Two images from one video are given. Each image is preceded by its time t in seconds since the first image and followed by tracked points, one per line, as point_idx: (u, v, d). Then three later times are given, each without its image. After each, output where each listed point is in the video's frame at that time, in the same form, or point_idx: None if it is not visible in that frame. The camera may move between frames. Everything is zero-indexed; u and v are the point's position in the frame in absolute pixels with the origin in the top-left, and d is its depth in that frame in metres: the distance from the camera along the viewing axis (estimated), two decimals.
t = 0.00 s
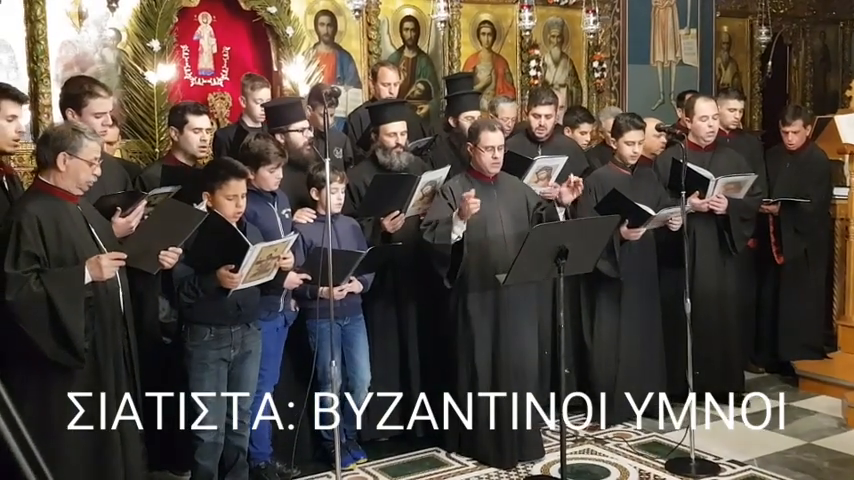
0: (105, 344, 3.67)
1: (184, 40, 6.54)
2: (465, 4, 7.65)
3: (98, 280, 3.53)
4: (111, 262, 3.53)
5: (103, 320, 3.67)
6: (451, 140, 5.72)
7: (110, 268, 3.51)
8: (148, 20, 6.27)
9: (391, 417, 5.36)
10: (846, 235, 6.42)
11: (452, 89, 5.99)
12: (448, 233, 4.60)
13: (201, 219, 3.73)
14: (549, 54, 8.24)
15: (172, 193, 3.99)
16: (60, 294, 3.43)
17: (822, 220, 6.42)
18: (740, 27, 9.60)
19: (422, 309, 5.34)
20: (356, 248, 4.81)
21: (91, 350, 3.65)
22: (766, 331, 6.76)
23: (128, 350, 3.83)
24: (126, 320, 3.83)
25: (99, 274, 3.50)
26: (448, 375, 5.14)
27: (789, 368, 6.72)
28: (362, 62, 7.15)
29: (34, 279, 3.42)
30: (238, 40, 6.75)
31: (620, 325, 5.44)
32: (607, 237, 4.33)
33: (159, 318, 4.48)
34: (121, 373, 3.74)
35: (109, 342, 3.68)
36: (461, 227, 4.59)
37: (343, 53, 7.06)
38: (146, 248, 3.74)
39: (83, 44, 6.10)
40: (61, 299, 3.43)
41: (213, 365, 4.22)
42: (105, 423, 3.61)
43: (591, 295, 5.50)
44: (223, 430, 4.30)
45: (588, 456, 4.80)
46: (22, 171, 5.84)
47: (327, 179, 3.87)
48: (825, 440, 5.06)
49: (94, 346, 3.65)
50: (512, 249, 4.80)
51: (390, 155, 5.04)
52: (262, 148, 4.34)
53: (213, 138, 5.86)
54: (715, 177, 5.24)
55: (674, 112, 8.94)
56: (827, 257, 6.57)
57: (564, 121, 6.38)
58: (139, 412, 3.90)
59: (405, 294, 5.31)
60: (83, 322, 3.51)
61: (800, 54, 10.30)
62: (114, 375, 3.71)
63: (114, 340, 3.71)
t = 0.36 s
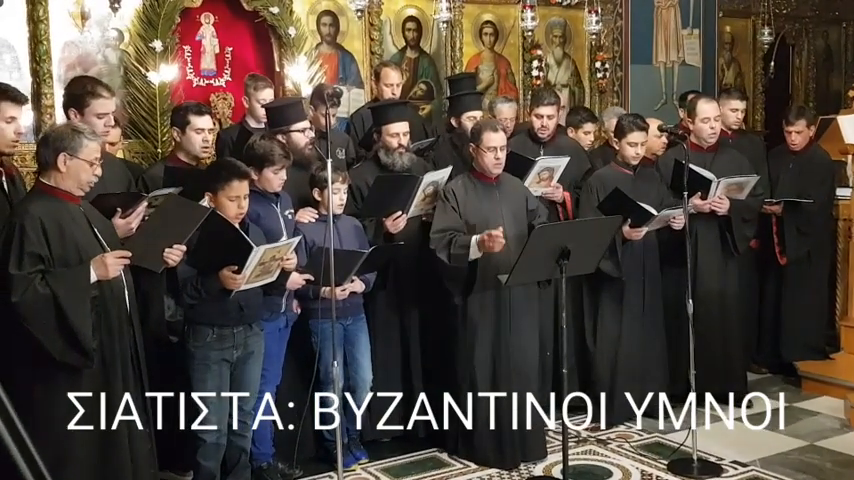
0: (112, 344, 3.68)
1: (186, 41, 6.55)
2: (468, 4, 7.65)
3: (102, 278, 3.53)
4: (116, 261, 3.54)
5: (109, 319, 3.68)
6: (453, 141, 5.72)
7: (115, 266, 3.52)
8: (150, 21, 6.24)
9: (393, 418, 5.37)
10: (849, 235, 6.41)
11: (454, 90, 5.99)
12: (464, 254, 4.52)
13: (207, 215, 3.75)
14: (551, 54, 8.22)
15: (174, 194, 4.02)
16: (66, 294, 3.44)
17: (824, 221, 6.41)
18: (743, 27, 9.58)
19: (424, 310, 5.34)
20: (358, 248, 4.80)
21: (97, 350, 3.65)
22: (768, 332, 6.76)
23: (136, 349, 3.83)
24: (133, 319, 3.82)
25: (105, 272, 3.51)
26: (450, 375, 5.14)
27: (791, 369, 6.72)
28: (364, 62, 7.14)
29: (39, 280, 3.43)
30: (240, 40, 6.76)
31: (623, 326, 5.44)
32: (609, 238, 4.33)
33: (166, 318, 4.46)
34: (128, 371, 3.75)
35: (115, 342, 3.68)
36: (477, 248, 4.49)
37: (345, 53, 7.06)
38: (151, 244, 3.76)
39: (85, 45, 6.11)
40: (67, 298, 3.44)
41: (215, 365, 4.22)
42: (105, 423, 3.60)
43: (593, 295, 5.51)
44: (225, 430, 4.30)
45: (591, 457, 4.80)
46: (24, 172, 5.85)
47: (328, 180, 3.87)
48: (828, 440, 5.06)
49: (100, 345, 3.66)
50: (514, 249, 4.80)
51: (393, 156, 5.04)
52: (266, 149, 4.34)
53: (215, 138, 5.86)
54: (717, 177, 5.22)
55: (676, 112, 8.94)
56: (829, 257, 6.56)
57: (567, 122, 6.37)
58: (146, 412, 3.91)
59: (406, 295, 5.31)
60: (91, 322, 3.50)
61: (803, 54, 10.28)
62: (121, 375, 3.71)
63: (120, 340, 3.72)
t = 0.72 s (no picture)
0: (114, 344, 3.68)
1: (188, 41, 6.53)
2: (469, 4, 7.65)
3: (103, 280, 3.53)
4: (117, 262, 3.53)
5: (111, 319, 3.68)
6: (454, 141, 5.71)
7: (115, 267, 3.51)
8: (152, 21, 6.25)
9: (394, 418, 5.37)
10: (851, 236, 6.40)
11: (456, 90, 5.99)
12: (470, 251, 4.54)
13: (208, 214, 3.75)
14: (553, 54, 8.21)
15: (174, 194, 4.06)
16: (67, 295, 3.44)
17: (826, 221, 6.41)
18: (745, 27, 9.57)
19: (426, 310, 5.34)
20: (362, 251, 4.81)
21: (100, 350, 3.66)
22: (770, 332, 6.76)
23: (138, 349, 3.84)
24: (135, 320, 3.83)
25: (105, 273, 3.50)
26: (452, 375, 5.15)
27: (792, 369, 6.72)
28: (366, 63, 7.14)
29: (39, 281, 3.43)
30: (241, 40, 6.73)
31: (625, 326, 5.43)
32: (611, 239, 4.34)
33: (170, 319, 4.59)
34: (130, 371, 3.75)
35: (117, 342, 3.69)
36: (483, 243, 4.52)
37: (347, 53, 7.06)
38: (155, 243, 3.75)
39: (87, 45, 6.11)
40: (68, 299, 3.44)
41: (216, 365, 4.22)
42: (105, 423, 3.60)
43: (596, 296, 5.52)
44: (226, 431, 4.31)
45: (592, 457, 4.80)
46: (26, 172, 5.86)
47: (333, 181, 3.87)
48: (830, 441, 5.06)
49: (102, 345, 3.66)
50: (517, 250, 4.79)
51: (394, 156, 5.04)
52: (271, 149, 4.35)
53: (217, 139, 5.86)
54: (719, 178, 5.22)
55: (678, 113, 8.94)
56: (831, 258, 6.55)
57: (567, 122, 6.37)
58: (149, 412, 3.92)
59: (408, 295, 5.31)
60: (91, 323, 3.50)
61: (805, 55, 10.27)
62: (123, 375, 3.72)
63: (123, 340, 3.72)
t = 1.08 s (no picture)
0: (115, 344, 3.68)
1: (190, 41, 6.53)
2: (471, 4, 7.65)
3: (105, 280, 3.53)
4: (118, 262, 3.53)
5: (111, 319, 3.68)
6: (456, 141, 5.71)
7: (117, 268, 3.51)
8: (154, 21, 6.25)
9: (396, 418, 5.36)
10: None
11: (457, 90, 5.98)
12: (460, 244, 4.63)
13: (209, 216, 3.75)
14: (554, 54, 8.21)
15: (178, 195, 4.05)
16: (68, 294, 3.44)
17: (828, 222, 6.40)
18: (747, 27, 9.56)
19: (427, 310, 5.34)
20: (364, 251, 4.81)
21: (100, 351, 3.66)
22: (772, 332, 6.75)
23: (139, 349, 3.84)
24: (136, 320, 3.84)
25: (106, 273, 3.50)
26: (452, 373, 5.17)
27: (794, 370, 6.71)
28: (368, 63, 7.15)
29: (40, 280, 3.42)
30: (243, 40, 6.73)
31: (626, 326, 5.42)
32: (613, 236, 4.34)
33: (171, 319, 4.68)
34: (130, 371, 3.75)
35: (118, 342, 3.69)
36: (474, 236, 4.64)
37: (349, 53, 7.06)
38: (156, 244, 3.74)
39: (89, 45, 6.11)
40: (68, 299, 3.44)
41: (217, 365, 4.23)
42: (105, 423, 3.60)
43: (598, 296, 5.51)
44: (228, 431, 4.31)
45: (594, 458, 4.80)
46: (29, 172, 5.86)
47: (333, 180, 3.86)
48: (831, 442, 5.05)
49: (103, 345, 3.66)
50: (518, 250, 4.80)
51: (396, 156, 5.02)
52: (275, 149, 4.36)
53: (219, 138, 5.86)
54: (721, 178, 5.22)
55: (679, 113, 8.95)
56: (834, 258, 6.54)
57: (569, 123, 6.37)
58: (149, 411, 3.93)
59: (410, 295, 5.31)
60: (91, 323, 3.50)
61: (807, 55, 10.25)
62: (124, 375, 3.72)
63: (123, 340, 3.72)
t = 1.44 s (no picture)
0: (115, 345, 3.69)
1: (191, 42, 6.54)
2: (473, 5, 7.65)
3: (105, 281, 3.54)
4: (118, 263, 3.54)
5: (111, 320, 3.69)
6: (457, 142, 5.72)
7: (116, 269, 3.52)
8: (155, 21, 6.25)
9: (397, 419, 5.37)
10: None
11: (458, 91, 5.99)
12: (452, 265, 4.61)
13: (210, 218, 3.75)
14: (555, 55, 8.21)
15: (180, 196, 4.06)
16: (67, 295, 3.45)
17: (829, 222, 6.40)
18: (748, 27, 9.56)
19: (428, 311, 5.34)
20: (364, 252, 4.82)
21: (100, 351, 3.66)
22: (773, 333, 6.75)
23: (138, 349, 3.85)
24: (136, 321, 3.85)
25: (106, 275, 3.52)
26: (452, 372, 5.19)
27: (795, 370, 6.71)
28: (369, 63, 7.15)
29: (40, 281, 3.43)
30: (244, 40, 6.75)
31: (627, 327, 5.43)
32: (614, 238, 4.34)
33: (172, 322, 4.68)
34: (130, 372, 3.77)
35: (118, 343, 3.70)
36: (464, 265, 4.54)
37: (350, 54, 7.07)
38: (157, 243, 3.74)
39: (91, 45, 6.11)
40: (68, 299, 3.45)
41: (218, 365, 4.24)
42: (104, 423, 3.60)
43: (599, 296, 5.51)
44: (229, 431, 4.32)
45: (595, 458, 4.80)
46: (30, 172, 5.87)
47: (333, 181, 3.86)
48: (832, 442, 5.05)
49: (103, 345, 3.67)
50: (519, 250, 4.80)
51: (397, 157, 5.03)
52: (278, 150, 4.37)
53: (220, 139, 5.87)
54: (723, 178, 5.20)
55: (680, 114, 8.96)
56: (834, 259, 6.54)
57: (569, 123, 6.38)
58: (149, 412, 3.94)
59: (411, 296, 5.31)
60: (90, 324, 3.51)
61: (808, 55, 10.24)
62: (124, 376, 3.72)
63: (123, 341, 3.73)
